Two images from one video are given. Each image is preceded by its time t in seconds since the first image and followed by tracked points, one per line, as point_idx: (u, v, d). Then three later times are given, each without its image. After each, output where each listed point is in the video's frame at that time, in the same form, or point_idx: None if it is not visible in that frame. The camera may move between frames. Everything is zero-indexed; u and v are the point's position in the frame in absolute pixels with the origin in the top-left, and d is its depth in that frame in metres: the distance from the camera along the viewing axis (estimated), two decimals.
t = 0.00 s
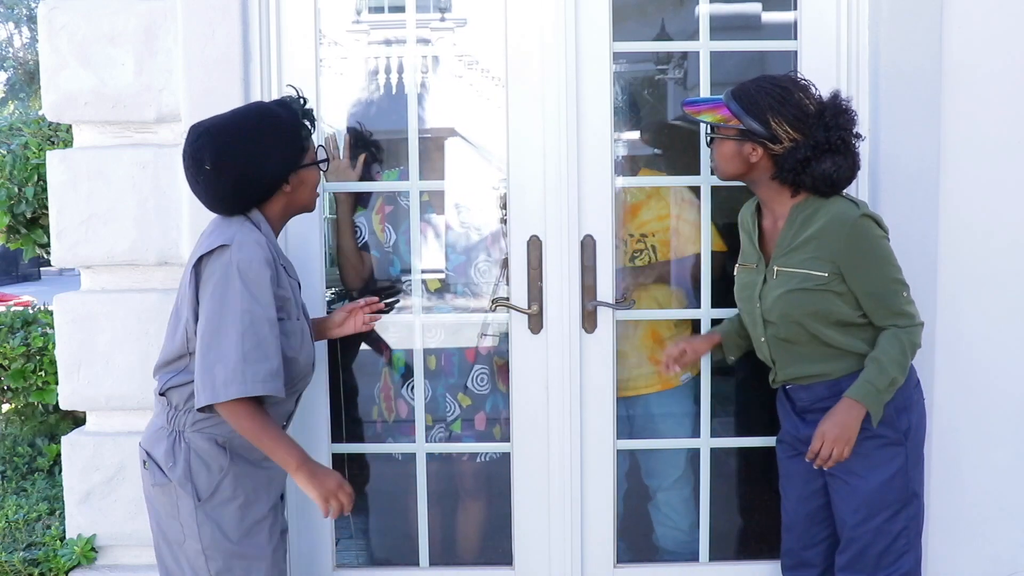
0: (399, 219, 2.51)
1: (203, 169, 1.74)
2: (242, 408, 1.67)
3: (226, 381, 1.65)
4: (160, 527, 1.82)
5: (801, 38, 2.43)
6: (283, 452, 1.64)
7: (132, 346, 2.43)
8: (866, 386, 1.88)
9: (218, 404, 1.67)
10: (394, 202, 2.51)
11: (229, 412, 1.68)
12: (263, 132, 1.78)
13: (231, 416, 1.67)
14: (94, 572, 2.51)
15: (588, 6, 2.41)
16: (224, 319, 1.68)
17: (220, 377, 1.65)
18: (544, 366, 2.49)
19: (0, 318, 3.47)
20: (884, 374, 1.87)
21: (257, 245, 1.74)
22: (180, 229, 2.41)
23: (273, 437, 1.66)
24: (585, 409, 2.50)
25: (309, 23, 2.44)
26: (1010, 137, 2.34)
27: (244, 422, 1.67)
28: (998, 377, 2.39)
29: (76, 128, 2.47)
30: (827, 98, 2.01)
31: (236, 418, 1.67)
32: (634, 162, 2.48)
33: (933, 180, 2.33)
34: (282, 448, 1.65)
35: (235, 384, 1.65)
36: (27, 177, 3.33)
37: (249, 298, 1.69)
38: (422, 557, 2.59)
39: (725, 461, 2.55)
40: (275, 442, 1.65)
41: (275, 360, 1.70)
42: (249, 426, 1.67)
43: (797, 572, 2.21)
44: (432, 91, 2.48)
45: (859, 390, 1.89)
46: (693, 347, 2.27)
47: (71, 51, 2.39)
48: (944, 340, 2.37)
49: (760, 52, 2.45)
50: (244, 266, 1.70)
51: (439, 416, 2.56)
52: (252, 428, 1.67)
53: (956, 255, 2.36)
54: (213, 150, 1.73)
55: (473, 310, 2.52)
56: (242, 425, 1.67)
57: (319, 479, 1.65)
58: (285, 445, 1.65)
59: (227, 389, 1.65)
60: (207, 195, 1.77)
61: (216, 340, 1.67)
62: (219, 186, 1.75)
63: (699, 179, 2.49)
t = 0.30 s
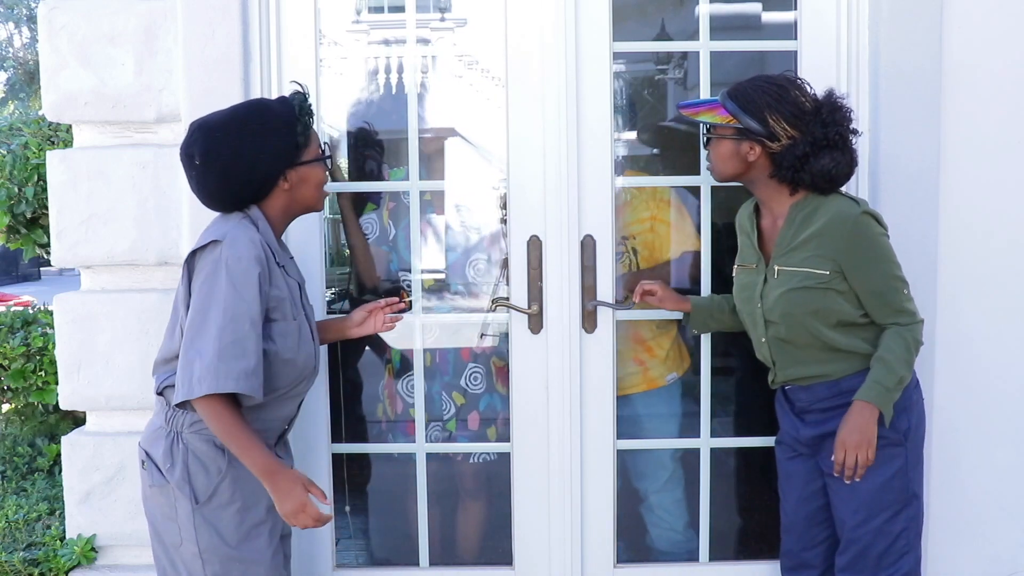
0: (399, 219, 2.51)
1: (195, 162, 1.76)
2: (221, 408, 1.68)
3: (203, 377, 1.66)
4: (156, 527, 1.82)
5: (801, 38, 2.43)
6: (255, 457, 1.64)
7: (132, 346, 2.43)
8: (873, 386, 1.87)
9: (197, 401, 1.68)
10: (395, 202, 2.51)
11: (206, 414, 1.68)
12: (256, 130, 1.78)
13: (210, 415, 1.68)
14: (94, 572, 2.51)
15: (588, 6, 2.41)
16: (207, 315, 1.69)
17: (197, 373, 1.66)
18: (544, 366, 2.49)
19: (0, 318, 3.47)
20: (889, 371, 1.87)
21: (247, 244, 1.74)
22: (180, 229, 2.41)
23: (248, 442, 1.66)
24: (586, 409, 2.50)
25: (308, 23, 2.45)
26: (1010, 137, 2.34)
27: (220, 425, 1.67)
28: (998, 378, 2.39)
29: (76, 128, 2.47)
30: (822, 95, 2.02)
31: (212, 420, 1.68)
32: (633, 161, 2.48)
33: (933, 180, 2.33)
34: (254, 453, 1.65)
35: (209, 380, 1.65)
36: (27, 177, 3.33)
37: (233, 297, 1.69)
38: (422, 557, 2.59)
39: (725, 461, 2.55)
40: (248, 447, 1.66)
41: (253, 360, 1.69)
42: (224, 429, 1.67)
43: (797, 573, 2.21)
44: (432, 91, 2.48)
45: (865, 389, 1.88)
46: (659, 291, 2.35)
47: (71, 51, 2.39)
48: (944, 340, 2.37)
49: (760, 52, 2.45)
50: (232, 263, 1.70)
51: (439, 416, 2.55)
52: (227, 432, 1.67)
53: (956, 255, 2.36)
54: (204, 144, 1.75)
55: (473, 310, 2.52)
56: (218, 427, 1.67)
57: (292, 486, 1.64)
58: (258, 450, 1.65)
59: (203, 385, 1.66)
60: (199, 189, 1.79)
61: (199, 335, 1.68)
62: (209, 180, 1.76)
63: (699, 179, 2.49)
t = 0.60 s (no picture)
0: (399, 219, 2.51)
1: (206, 163, 1.75)
2: (223, 407, 1.68)
3: (211, 376, 1.66)
4: (154, 527, 1.82)
5: (801, 38, 2.43)
6: (249, 462, 1.66)
7: (132, 346, 2.43)
8: (869, 384, 1.88)
9: (202, 400, 1.68)
10: (394, 202, 2.51)
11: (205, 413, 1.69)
12: (265, 129, 1.78)
13: (210, 414, 1.68)
14: (94, 572, 2.51)
15: (588, 6, 2.41)
16: (215, 313, 1.69)
17: (206, 372, 1.66)
18: (544, 365, 2.49)
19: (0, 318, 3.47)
20: (887, 370, 1.87)
21: (255, 243, 1.74)
22: (180, 229, 2.41)
23: (245, 444, 1.67)
24: (585, 409, 2.50)
25: (309, 23, 2.45)
26: (1010, 137, 2.34)
27: (218, 425, 1.68)
28: (998, 377, 2.39)
29: (76, 128, 2.47)
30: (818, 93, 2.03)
31: (210, 419, 1.68)
32: (633, 161, 2.48)
33: (933, 180, 2.33)
34: (250, 457, 1.66)
35: (218, 379, 1.66)
36: (27, 177, 3.33)
37: (242, 296, 1.69)
38: (422, 557, 2.59)
39: (725, 461, 2.55)
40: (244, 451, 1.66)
41: (262, 359, 1.70)
42: (222, 430, 1.68)
43: (795, 573, 2.21)
44: (432, 91, 2.48)
45: (863, 387, 1.88)
46: (647, 303, 2.38)
47: (71, 52, 2.39)
48: (944, 340, 2.37)
49: (760, 52, 2.45)
50: (239, 263, 1.70)
51: (439, 417, 2.55)
52: (226, 432, 1.68)
53: (956, 255, 2.36)
54: (217, 144, 1.74)
55: (472, 310, 2.52)
56: (216, 426, 1.68)
57: (282, 497, 1.66)
58: (253, 456, 1.66)
59: (212, 384, 1.66)
60: (209, 190, 1.78)
61: (206, 334, 1.68)
62: (221, 181, 1.76)
63: (699, 179, 2.49)
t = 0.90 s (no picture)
0: (400, 218, 2.51)
1: (201, 161, 1.75)
2: (231, 400, 1.68)
3: (219, 370, 1.66)
4: (161, 527, 1.82)
5: (801, 38, 2.43)
6: (258, 456, 1.66)
7: (132, 346, 2.43)
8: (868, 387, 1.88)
9: (210, 394, 1.68)
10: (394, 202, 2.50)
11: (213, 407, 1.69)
12: (259, 123, 1.79)
13: (218, 408, 1.68)
14: (94, 572, 2.51)
15: (588, 6, 2.41)
16: (219, 307, 1.69)
17: (215, 366, 1.66)
18: (544, 365, 2.49)
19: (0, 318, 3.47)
20: (886, 371, 1.87)
21: (257, 237, 1.74)
22: (180, 230, 2.41)
23: (253, 438, 1.67)
24: (586, 409, 2.50)
25: (309, 23, 2.45)
26: (1010, 137, 2.34)
27: (226, 419, 1.68)
28: (998, 378, 2.39)
29: (76, 128, 2.47)
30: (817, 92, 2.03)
31: (217, 414, 1.68)
32: (633, 162, 2.48)
33: (933, 180, 2.33)
34: (258, 451, 1.66)
35: (227, 372, 1.66)
36: (27, 177, 3.33)
37: (246, 289, 1.69)
38: (422, 557, 2.59)
39: (725, 461, 2.55)
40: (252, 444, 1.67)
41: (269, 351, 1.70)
42: (230, 425, 1.68)
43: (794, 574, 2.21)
44: (432, 91, 2.48)
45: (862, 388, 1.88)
46: (642, 305, 2.38)
47: (71, 51, 2.39)
48: (945, 340, 2.37)
49: (760, 52, 2.45)
50: (242, 257, 1.70)
51: (439, 417, 2.55)
52: (234, 426, 1.68)
53: (956, 255, 2.36)
54: (213, 141, 1.74)
55: (472, 310, 2.52)
56: (223, 421, 1.68)
57: (290, 491, 1.66)
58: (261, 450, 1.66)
59: (220, 377, 1.66)
60: (205, 187, 1.78)
61: (211, 329, 1.68)
62: (216, 177, 1.76)
63: (699, 179, 2.49)
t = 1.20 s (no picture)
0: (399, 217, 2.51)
1: (188, 161, 1.79)
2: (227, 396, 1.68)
3: (216, 367, 1.66)
4: (160, 527, 1.82)
5: (801, 38, 2.43)
6: (255, 450, 1.66)
7: (132, 346, 2.43)
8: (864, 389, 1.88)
9: (206, 391, 1.68)
10: (394, 202, 2.50)
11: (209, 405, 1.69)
12: (244, 120, 1.82)
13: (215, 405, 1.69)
14: (94, 572, 2.51)
15: (588, 6, 2.41)
16: (213, 305, 1.69)
17: (208, 364, 1.66)
18: (544, 365, 2.49)
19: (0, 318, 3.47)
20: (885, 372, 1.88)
21: (252, 234, 1.75)
22: (180, 230, 2.41)
23: (250, 435, 1.67)
24: (585, 409, 2.50)
25: (309, 23, 2.44)
26: (1010, 137, 2.34)
27: (220, 417, 1.68)
28: (998, 378, 2.39)
29: (76, 128, 2.47)
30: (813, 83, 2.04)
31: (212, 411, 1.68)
32: (633, 161, 2.48)
33: (933, 180, 2.33)
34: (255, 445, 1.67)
35: (224, 368, 1.66)
36: (27, 177, 3.33)
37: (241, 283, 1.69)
38: (422, 557, 2.59)
39: (724, 461, 2.55)
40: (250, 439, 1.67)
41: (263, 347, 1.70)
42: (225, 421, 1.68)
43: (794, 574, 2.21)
44: (432, 91, 2.48)
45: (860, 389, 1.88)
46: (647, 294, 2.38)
47: (71, 52, 2.39)
48: (945, 340, 2.37)
49: (760, 52, 2.45)
50: (236, 252, 1.71)
51: (439, 417, 2.55)
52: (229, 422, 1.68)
53: (956, 255, 2.36)
54: (184, 140, 1.80)
55: (472, 310, 2.52)
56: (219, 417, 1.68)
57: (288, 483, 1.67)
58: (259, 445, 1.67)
59: (217, 374, 1.66)
60: (192, 187, 1.82)
61: (205, 326, 1.68)
62: (202, 177, 1.80)
63: (699, 179, 2.49)
